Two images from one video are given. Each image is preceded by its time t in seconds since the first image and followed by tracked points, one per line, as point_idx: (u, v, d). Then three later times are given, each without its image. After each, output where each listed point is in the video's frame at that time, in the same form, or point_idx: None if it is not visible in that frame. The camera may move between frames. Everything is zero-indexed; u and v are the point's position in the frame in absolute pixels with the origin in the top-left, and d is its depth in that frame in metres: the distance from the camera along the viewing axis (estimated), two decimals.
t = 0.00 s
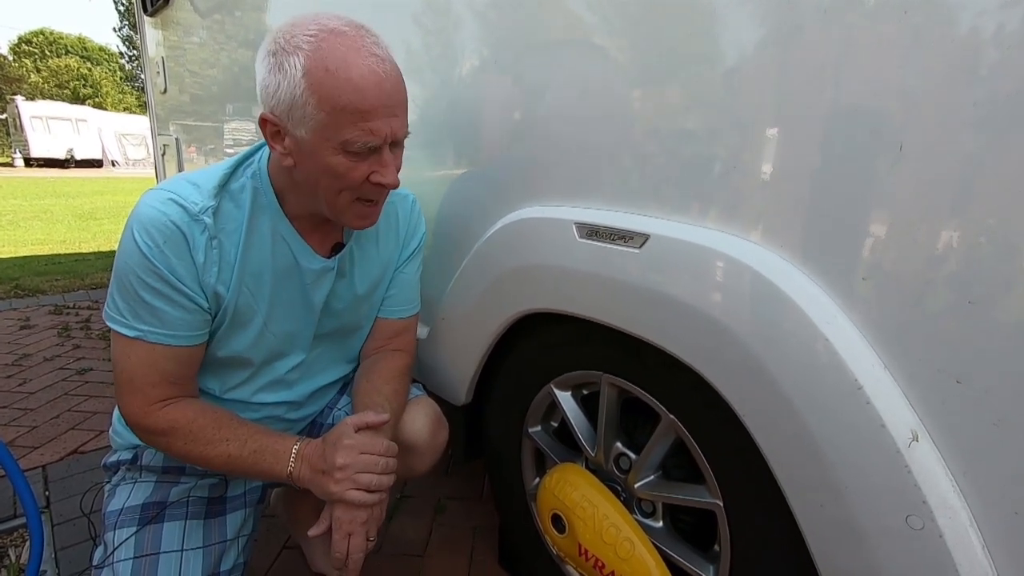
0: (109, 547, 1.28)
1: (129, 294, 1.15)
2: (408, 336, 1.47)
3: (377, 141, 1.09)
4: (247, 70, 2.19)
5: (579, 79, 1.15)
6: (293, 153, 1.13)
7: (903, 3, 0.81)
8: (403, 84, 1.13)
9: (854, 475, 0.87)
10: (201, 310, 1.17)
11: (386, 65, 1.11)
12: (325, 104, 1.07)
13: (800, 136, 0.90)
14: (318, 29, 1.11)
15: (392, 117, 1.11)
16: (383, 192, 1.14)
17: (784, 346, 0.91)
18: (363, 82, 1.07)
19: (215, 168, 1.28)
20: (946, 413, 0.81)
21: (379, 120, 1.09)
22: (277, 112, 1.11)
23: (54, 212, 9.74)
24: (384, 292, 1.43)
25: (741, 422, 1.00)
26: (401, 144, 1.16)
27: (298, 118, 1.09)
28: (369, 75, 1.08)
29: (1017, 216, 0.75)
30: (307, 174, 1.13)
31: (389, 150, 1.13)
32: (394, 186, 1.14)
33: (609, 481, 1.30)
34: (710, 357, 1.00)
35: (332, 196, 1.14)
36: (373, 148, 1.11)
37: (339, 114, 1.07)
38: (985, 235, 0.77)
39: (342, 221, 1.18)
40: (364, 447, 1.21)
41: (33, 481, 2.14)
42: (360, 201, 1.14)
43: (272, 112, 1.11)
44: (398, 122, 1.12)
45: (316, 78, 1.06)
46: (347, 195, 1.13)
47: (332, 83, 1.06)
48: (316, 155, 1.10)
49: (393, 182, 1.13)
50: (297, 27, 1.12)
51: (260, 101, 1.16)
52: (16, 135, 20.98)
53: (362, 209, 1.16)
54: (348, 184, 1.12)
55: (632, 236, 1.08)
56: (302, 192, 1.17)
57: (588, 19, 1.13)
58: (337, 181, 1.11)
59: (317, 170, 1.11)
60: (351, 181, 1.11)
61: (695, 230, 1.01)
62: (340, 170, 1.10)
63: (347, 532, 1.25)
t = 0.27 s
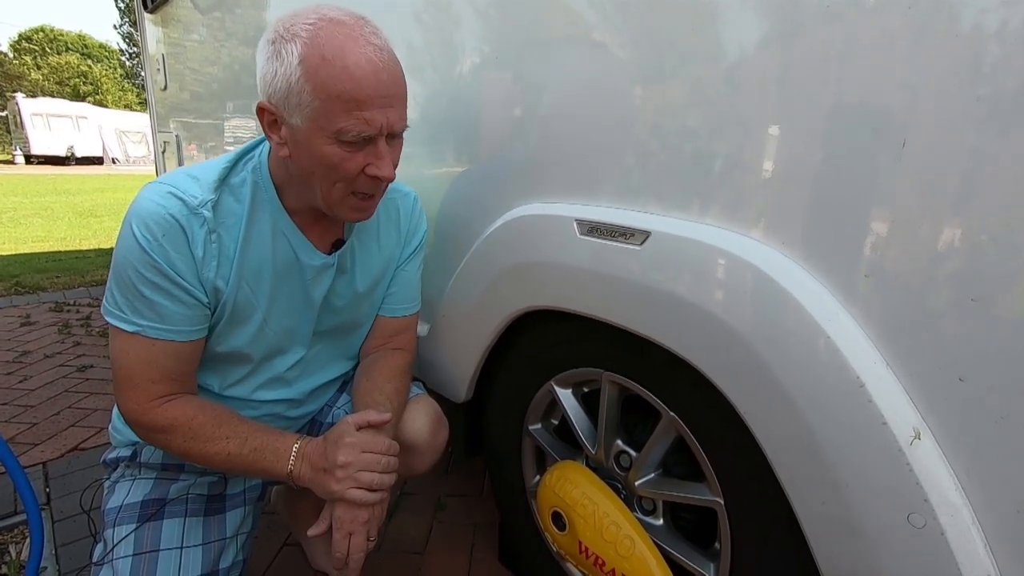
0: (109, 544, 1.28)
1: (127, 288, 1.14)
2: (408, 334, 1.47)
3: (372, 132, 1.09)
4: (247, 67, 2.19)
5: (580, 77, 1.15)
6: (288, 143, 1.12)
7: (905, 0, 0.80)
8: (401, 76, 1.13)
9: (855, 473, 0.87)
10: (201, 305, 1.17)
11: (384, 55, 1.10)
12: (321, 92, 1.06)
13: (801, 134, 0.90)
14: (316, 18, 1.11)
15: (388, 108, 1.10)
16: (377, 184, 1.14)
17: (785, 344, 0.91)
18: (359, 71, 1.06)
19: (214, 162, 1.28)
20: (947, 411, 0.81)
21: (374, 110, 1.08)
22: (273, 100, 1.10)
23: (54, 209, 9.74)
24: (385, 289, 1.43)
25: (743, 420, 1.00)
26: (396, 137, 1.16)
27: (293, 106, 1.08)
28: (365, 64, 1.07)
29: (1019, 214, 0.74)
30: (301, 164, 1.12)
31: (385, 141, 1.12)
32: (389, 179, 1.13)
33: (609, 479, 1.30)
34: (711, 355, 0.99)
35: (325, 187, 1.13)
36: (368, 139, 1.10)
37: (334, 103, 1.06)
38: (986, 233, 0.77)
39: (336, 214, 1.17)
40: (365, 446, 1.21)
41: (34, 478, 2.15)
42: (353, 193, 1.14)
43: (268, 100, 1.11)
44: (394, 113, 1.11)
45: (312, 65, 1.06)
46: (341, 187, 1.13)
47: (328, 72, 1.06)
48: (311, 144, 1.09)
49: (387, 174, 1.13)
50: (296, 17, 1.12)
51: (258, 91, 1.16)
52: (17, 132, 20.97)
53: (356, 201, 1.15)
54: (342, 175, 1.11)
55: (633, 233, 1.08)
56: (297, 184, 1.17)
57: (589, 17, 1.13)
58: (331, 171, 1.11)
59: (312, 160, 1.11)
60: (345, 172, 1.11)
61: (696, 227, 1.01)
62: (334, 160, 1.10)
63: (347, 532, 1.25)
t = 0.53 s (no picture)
0: (110, 541, 1.28)
1: (124, 277, 1.14)
2: (411, 333, 1.47)
3: (354, 100, 1.09)
4: (247, 65, 2.18)
5: (580, 75, 1.15)
6: (279, 116, 1.15)
7: None
8: (395, 56, 1.14)
9: (857, 472, 0.87)
10: (198, 295, 1.17)
11: (377, 31, 1.12)
12: (309, 57, 1.09)
13: (802, 133, 0.90)
14: None
15: (375, 81, 1.11)
16: (359, 159, 1.12)
17: (786, 342, 0.91)
18: (348, 39, 1.08)
19: (215, 152, 1.28)
20: (949, 409, 0.81)
21: (358, 79, 1.09)
22: (268, 72, 1.14)
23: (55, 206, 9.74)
24: (386, 288, 1.42)
25: (744, 418, 1.00)
26: (385, 116, 1.15)
27: (284, 74, 1.11)
28: (355, 36, 1.09)
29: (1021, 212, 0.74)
30: (287, 134, 1.14)
31: (370, 116, 1.12)
32: (370, 153, 1.12)
33: (610, 477, 1.30)
34: (712, 353, 0.99)
35: (307, 159, 1.13)
36: (352, 110, 1.10)
37: (319, 66, 1.08)
38: (988, 232, 0.77)
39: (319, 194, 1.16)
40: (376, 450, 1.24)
41: (34, 476, 2.14)
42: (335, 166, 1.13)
43: (266, 73, 1.15)
44: (381, 88, 1.11)
45: (303, 32, 1.09)
46: (322, 159, 1.12)
47: (317, 37, 1.08)
48: (296, 112, 1.11)
49: (369, 148, 1.11)
50: None
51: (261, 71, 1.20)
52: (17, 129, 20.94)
53: (337, 177, 1.14)
54: (322, 144, 1.11)
55: (634, 230, 1.07)
56: (288, 161, 1.18)
57: (589, 15, 1.13)
58: (313, 141, 1.11)
59: (295, 128, 1.12)
60: (325, 141, 1.11)
61: (697, 225, 1.01)
62: (315, 128, 1.10)
63: (348, 532, 1.28)
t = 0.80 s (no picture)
0: (106, 540, 1.28)
1: (119, 253, 1.11)
2: (410, 331, 1.47)
3: (358, 85, 1.11)
4: (247, 63, 2.18)
5: (580, 73, 1.14)
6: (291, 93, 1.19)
7: None
8: (413, 61, 1.16)
9: (858, 471, 0.86)
10: (194, 275, 1.14)
11: (403, 33, 1.16)
12: (329, 40, 1.13)
13: (803, 131, 0.89)
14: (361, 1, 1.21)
15: (385, 74, 1.13)
16: (348, 142, 1.12)
17: (786, 342, 0.91)
18: (369, 31, 1.13)
19: (219, 139, 1.28)
20: (951, 409, 0.81)
21: (366, 67, 1.12)
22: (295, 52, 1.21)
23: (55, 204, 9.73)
24: (386, 286, 1.42)
25: (744, 418, 1.00)
26: (389, 114, 1.16)
27: (304, 53, 1.17)
28: (377, 33, 1.13)
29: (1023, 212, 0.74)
30: (294, 111, 1.17)
31: (371, 106, 1.13)
32: (361, 138, 1.11)
33: (610, 476, 1.30)
34: (712, 352, 0.99)
35: (302, 134, 1.15)
36: (354, 94, 1.12)
37: (334, 49, 1.12)
38: (990, 231, 0.76)
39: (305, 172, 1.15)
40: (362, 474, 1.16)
41: (33, 473, 2.14)
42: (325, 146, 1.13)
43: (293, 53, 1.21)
44: (387, 83, 1.13)
45: (333, 20, 1.15)
46: (314, 136, 1.13)
47: (341, 25, 1.13)
48: (304, 87, 1.15)
49: (360, 133, 1.11)
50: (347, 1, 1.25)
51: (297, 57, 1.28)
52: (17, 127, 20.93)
53: (326, 158, 1.14)
54: (317, 120, 1.13)
55: (635, 229, 1.07)
56: (290, 140, 1.21)
57: (589, 13, 1.12)
58: (310, 116, 1.13)
59: (300, 105, 1.15)
60: (320, 118, 1.12)
61: (698, 224, 1.01)
62: (314, 103, 1.13)
63: (334, 530, 1.29)
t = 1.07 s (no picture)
0: (107, 541, 1.28)
1: (131, 274, 1.14)
2: (410, 332, 1.47)
3: (394, 100, 1.12)
4: (247, 63, 2.18)
5: (580, 74, 1.14)
6: (314, 101, 1.17)
7: None
8: (438, 79, 1.18)
9: (858, 474, 0.86)
10: (206, 293, 1.17)
11: (430, 53, 1.18)
12: (363, 53, 1.13)
13: (803, 132, 0.89)
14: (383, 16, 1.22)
15: (417, 91, 1.14)
16: (382, 157, 1.13)
17: (786, 342, 0.91)
18: (404, 49, 1.14)
19: (223, 149, 1.28)
20: (952, 411, 0.81)
21: (402, 83, 1.12)
22: (317, 60, 1.18)
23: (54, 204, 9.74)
24: (388, 287, 1.42)
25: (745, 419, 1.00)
26: (415, 129, 1.17)
27: (333, 63, 1.15)
28: (410, 51, 1.15)
29: None
30: (319, 119, 1.15)
31: (403, 121, 1.14)
32: (396, 153, 1.12)
33: (610, 477, 1.30)
34: (713, 353, 0.99)
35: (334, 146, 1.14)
36: (388, 110, 1.13)
37: (370, 64, 1.12)
38: (990, 233, 0.76)
39: (333, 183, 1.15)
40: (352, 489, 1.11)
41: (33, 473, 2.14)
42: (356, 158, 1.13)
43: (314, 61, 1.18)
44: (420, 101, 1.14)
45: (365, 33, 1.14)
46: (348, 148, 1.13)
47: (376, 40, 1.13)
48: (335, 98, 1.13)
49: (395, 148, 1.12)
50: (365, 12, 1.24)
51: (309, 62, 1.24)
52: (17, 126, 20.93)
53: (358, 171, 1.14)
54: (351, 133, 1.12)
55: (635, 231, 1.07)
56: (308, 149, 1.18)
57: (590, 13, 1.12)
58: (344, 128, 1.12)
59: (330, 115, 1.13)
60: (356, 130, 1.12)
61: (698, 225, 1.01)
62: (349, 115, 1.12)
63: (333, 525, 1.27)
